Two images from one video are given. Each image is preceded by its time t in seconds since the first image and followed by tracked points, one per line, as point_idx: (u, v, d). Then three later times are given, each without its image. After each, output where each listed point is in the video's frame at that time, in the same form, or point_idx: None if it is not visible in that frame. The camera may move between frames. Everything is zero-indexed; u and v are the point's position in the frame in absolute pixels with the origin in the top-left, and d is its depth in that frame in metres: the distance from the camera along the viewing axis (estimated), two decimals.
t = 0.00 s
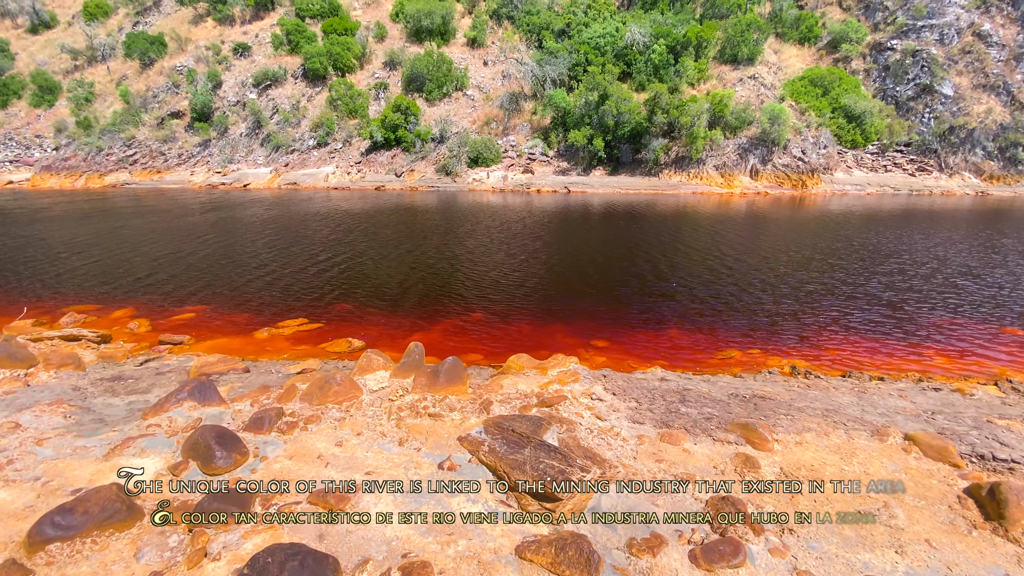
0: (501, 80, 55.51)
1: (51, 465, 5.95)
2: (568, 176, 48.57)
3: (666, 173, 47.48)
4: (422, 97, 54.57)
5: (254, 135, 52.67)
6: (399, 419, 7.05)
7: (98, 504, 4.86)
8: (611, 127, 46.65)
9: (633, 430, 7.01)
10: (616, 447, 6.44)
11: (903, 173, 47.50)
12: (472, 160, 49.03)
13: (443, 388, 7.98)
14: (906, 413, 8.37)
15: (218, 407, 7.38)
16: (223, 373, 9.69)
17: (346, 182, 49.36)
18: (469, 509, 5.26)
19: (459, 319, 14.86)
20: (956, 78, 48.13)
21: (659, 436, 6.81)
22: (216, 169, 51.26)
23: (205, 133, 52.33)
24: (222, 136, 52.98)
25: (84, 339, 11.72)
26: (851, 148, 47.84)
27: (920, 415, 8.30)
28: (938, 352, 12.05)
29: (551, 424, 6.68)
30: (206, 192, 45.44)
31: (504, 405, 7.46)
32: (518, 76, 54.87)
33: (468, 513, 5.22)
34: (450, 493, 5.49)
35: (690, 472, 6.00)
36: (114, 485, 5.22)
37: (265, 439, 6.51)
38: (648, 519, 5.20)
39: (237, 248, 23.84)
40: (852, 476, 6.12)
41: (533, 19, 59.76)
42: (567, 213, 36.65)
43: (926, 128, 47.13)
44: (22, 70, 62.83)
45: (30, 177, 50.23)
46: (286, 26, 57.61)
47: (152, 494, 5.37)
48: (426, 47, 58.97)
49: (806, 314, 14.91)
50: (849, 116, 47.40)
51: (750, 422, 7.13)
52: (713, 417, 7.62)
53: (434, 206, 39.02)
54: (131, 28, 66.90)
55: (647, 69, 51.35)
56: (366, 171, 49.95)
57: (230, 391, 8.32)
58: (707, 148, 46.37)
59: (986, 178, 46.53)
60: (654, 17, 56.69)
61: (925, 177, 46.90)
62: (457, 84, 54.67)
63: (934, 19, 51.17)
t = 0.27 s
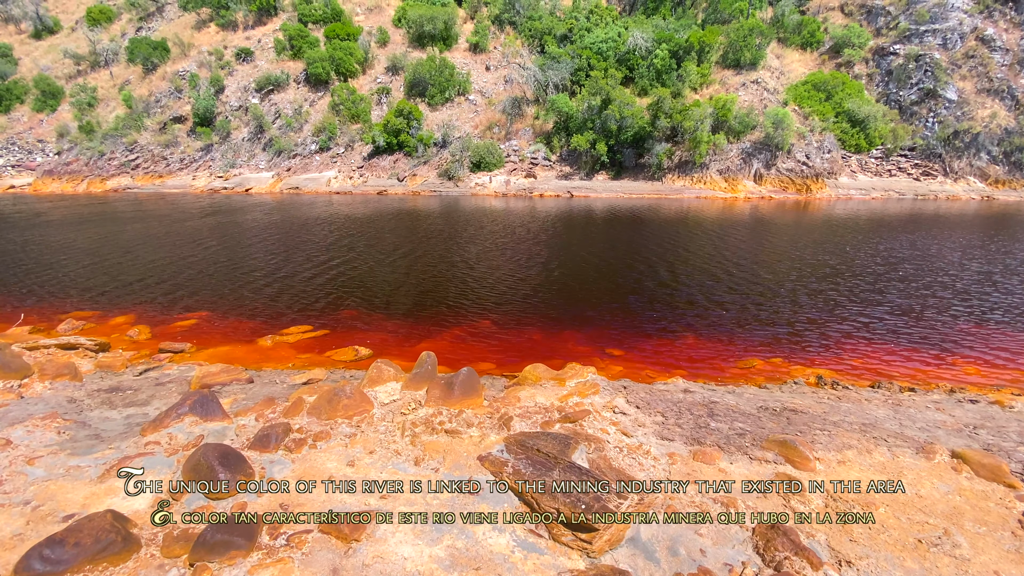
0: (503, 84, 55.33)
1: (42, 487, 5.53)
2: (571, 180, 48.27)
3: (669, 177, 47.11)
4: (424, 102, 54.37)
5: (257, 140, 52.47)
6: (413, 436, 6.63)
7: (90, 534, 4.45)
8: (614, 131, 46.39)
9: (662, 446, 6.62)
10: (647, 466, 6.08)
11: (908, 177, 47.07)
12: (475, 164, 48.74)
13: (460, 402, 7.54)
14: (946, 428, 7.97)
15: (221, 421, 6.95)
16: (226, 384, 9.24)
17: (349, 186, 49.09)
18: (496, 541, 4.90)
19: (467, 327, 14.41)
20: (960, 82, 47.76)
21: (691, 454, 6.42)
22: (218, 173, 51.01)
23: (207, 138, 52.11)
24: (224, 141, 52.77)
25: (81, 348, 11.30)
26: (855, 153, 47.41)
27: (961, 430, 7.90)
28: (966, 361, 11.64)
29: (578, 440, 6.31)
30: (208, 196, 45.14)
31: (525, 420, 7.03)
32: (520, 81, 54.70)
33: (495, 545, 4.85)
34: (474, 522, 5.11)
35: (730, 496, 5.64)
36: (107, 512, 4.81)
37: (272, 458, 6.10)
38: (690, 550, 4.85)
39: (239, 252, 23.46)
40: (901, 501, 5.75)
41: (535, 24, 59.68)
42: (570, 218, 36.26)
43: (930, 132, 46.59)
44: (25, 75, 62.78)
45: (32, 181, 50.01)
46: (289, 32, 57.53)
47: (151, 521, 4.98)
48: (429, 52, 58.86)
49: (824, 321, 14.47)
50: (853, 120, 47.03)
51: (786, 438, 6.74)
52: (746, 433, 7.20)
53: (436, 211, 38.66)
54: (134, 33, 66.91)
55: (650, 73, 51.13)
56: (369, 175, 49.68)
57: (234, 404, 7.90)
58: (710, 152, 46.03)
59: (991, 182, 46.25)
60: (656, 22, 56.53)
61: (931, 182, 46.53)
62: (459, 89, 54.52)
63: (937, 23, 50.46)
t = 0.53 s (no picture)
0: (505, 88, 55.05)
1: (28, 517, 5.12)
2: (572, 184, 47.90)
3: (671, 181, 46.70)
4: (425, 105, 54.09)
5: (257, 143, 52.15)
6: (427, 459, 6.22)
7: None
8: (616, 135, 46.09)
9: (695, 469, 6.25)
10: (681, 494, 5.72)
11: (910, 181, 46.59)
12: (476, 168, 48.36)
13: (474, 420, 7.11)
14: (987, 445, 7.57)
15: (221, 441, 6.52)
16: (226, 398, 8.78)
17: (349, 190, 48.73)
18: None
19: (475, 335, 13.98)
20: (961, 86, 47.11)
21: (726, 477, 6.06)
22: (218, 176, 50.65)
23: (207, 141, 51.75)
24: (224, 144, 52.44)
25: (74, 358, 10.86)
26: (857, 156, 46.97)
27: (1004, 448, 7.50)
28: (993, 371, 11.26)
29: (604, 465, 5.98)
30: (207, 200, 44.75)
31: (546, 440, 6.63)
32: (521, 84, 54.46)
33: None
34: (496, 560, 4.73)
35: (774, 527, 5.28)
36: (97, 551, 4.41)
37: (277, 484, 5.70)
38: None
39: (238, 257, 23.01)
40: (956, 529, 5.37)
41: (536, 28, 59.49)
42: (572, 221, 35.81)
43: (932, 135, 46.13)
44: (24, 78, 62.49)
45: (30, 185, 49.64)
46: (289, 35, 57.29)
47: (144, 560, 4.58)
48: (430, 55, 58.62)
49: (841, 329, 14.05)
50: (855, 124, 46.64)
51: (825, 459, 6.37)
52: (781, 452, 6.81)
53: (437, 214, 38.24)
54: (134, 37, 66.67)
55: (651, 77, 50.84)
56: (369, 179, 49.32)
57: (236, 420, 7.48)
58: (712, 156, 45.67)
59: (993, 186, 45.90)
60: (657, 25, 56.28)
61: (934, 185, 46.07)
62: (460, 92, 54.26)
63: (938, 27, 49.81)
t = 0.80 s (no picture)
0: (504, 89, 54.70)
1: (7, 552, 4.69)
2: (572, 185, 47.53)
3: (671, 182, 46.34)
4: (424, 107, 53.71)
5: (254, 145, 51.66)
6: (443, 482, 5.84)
7: None
8: (616, 137, 45.80)
9: (730, 491, 5.91)
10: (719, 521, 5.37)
11: (910, 182, 46.26)
12: (475, 169, 47.94)
13: (488, 436, 6.70)
14: None
15: (221, 462, 6.12)
16: (224, 412, 8.32)
17: (348, 192, 48.21)
18: None
19: (480, 341, 13.55)
20: (959, 88, 46.93)
21: (764, 499, 5.71)
22: (215, 178, 50.07)
23: (203, 143, 51.20)
24: (221, 146, 51.90)
25: (65, 368, 10.39)
26: (857, 157, 46.61)
27: None
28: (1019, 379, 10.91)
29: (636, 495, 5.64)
30: (204, 202, 44.21)
31: (570, 460, 6.30)
32: (521, 86, 54.14)
33: None
34: None
35: (822, 556, 4.91)
36: None
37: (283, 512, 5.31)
38: None
39: (234, 260, 22.51)
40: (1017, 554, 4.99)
41: (534, 30, 59.19)
42: (571, 224, 35.35)
43: (931, 137, 45.77)
44: (19, 79, 61.81)
45: (24, 187, 48.99)
46: (287, 36, 56.82)
47: None
48: (428, 57, 58.24)
49: (858, 334, 13.66)
50: (854, 125, 46.27)
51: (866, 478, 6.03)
52: (818, 470, 6.40)
53: (435, 216, 37.77)
54: (130, 38, 66.07)
55: (651, 78, 50.52)
56: (368, 180, 48.87)
57: (237, 437, 7.06)
58: (712, 157, 45.36)
59: (992, 188, 45.66)
60: (656, 27, 55.99)
61: (933, 187, 45.68)
62: (459, 94, 53.87)
63: (936, 30, 49.59)
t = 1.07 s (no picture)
0: (499, 89, 54.30)
1: None
2: (569, 186, 47.12)
3: (668, 183, 45.94)
4: (419, 107, 53.18)
5: (247, 145, 50.97)
6: (464, 504, 5.45)
7: None
8: (612, 137, 45.43)
9: (771, 510, 5.55)
10: (764, 545, 5.00)
11: (905, 183, 45.65)
12: (471, 170, 47.47)
13: (508, 453, 6.29)
14: None
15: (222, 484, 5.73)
16: (223, 424, 7.87)
17: (342, 192, 47.55)
18: None
19: (486, 345, 13.13)
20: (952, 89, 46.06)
21: (808, 520, 5.35)
22: (207, 179, 49.28)
23: (195, 143, 50.41)
24: (214, 146, 51.15)
25: (53, 378, 9.90)
26: (852, 157, 46.10)
27: None
28: None
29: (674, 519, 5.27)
30: (197, 203, 43.48)
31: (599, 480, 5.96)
32: (516, 86, 53.72)
33: None
34: None
35: None
36: None
37: (291, 541, 4.91)
38: None
39: (227, 262, 21.97)
40: None
41: (530, 30, 58.79)
42: (568, 224, 34.92)
43: (925, 137, 45.30)
44: (7, 79, 60.79)
45: (12, 188, 48.07)
46: (280, 35, 56.12)
47: None
48: (423, 56, 57.71)
49: (872, 335, 13.34)
50: (850, 126, 45.98)
51: (914, 494, 5.67)
52: (858, 485, 6.03)
53: (431, 217, 37.27)
54: (121, 37, 65.11)
55: (647, 79, 50.15)
56: (363, 180, 48.30)
57: (238, 454, 6.64)
58: (709, 157, 45.07)
59: (986, 188, 44.75)
60: (652, 28, 55.73)
61: (927, 187, 44.99)
62: (454, 94, 53.38)
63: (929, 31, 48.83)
